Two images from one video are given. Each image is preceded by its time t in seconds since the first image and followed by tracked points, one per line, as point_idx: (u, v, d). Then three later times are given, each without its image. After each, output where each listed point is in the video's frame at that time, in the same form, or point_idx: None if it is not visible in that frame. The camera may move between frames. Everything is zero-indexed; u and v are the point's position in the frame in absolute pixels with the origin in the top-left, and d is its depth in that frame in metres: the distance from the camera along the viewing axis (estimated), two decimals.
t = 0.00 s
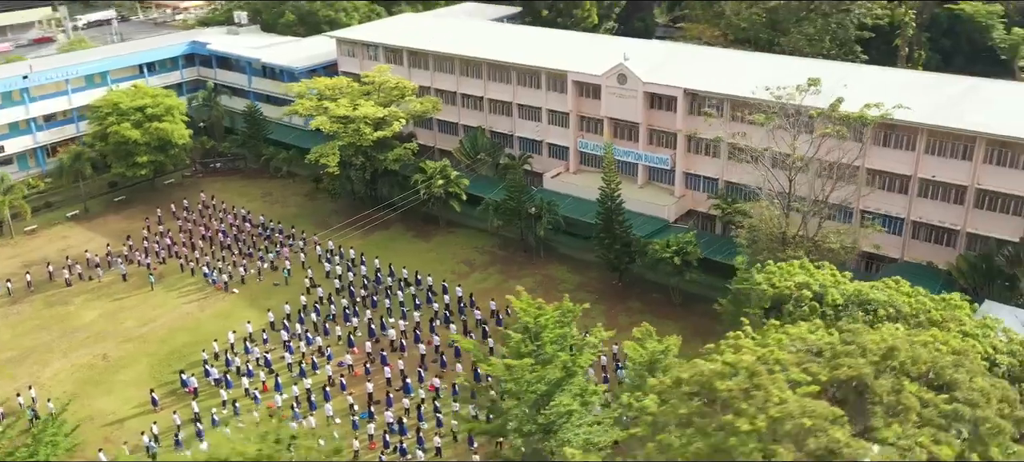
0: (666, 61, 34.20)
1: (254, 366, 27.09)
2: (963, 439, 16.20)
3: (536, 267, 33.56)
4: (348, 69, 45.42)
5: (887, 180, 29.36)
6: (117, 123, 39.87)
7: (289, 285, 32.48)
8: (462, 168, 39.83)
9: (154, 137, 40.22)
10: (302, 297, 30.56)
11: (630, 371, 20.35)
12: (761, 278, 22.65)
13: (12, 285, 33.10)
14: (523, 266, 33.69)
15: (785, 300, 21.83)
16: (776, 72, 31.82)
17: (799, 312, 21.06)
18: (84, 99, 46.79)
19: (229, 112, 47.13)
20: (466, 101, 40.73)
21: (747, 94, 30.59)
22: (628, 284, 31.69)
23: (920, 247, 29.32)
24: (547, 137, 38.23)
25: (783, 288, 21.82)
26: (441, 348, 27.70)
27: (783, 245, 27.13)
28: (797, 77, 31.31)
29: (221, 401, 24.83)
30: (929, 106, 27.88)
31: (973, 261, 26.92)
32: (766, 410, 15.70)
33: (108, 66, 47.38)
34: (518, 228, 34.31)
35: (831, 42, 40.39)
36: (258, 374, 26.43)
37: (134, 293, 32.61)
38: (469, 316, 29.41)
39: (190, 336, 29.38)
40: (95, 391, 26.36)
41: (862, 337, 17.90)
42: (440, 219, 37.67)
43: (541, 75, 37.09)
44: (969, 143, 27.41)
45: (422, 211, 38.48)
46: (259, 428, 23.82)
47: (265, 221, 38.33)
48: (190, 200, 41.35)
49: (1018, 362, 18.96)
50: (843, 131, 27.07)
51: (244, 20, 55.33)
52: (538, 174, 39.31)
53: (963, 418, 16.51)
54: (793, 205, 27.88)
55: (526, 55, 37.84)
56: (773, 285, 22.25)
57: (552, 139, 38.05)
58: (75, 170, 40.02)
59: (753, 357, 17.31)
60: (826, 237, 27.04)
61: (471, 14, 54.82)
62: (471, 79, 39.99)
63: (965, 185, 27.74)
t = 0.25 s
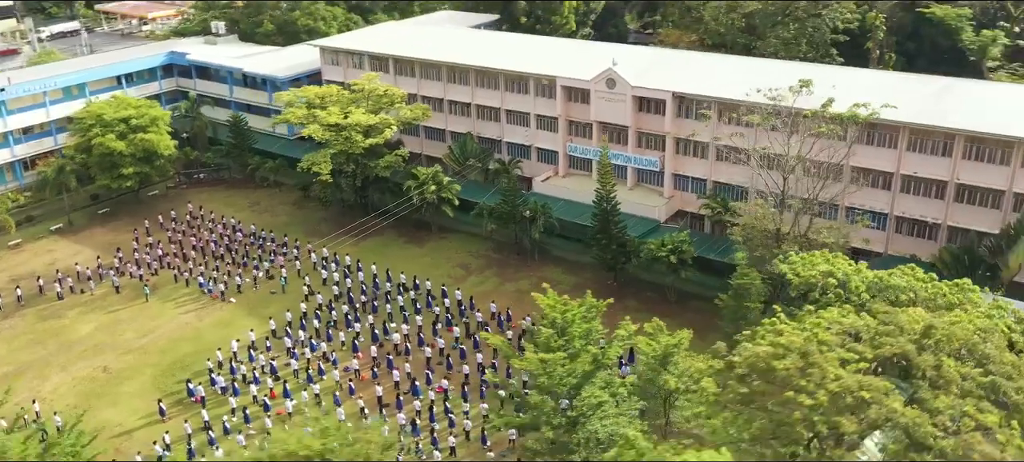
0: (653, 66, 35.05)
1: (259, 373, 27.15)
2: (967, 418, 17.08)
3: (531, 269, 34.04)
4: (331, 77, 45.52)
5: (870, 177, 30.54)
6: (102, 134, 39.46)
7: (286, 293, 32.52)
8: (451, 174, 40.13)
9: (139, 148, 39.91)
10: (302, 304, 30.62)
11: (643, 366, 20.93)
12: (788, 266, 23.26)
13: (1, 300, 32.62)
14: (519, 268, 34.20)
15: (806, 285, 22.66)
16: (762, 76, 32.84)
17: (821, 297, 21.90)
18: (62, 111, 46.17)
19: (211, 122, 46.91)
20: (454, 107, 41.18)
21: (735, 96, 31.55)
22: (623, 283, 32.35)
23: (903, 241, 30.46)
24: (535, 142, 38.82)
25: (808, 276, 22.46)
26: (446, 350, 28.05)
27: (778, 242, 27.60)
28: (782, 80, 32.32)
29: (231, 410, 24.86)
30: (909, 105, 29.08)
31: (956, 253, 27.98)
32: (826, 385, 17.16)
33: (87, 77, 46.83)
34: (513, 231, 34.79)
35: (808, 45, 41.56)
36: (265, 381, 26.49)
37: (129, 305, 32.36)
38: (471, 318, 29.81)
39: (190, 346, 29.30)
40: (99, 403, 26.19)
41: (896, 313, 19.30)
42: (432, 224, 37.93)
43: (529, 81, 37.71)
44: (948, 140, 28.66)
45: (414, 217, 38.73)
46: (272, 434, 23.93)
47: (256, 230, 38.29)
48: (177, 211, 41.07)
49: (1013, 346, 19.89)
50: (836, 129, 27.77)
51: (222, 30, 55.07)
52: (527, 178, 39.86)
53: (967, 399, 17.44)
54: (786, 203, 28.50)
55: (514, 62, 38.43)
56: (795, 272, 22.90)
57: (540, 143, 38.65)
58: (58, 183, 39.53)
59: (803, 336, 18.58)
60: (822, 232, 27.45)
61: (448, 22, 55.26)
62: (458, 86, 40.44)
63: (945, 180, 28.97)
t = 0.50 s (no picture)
0: (640, 71, 35.88)
1: (266, 381, 27.20)
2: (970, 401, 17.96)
3: (526, 271, 34.54)
4: (316, 86, 45.58)
5: (855, 175, 31.63)
6: (86, 146, 38.98)
7: (284, 302, 32.55)
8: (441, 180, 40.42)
9: (125, 160, 39.53)
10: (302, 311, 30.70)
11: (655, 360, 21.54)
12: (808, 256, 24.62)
13: None
14: (514, 271, 34.67)
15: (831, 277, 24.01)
16: (747, 79, 33.85)
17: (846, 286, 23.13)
18: (40, 123, 45.51)
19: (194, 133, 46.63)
20: (441, 114, 41.59)
21: (724, 99, 32.45)
22: (618, 283, 33.00)
23: (886, 236, 31.63)
24: (524, 147, 39.39)
25: (831, 266, 23.64)
26: (450, 353, 28.41)
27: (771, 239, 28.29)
28: (767, 83, 33.33)
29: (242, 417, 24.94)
30: (891, 105, 30.23)
31: (937, 245, 29.29)
32: (873, 364, 18.28)
33: (64, 89, 46.22)
34: (507, 235, 35.27)
35: (785, 49, 42.62)
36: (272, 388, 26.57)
37: (124, 317, 32.09)
38: (471, 321, 30.21)
39: (192, 356, 29.19)
40: (104, 416, 26.00)
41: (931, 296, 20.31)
42: (424, 230, 38.18)
43: (517, 87, 38.29)
44: (928, 138, 29.82)
45: (405, 224, 38.99)
46: (285, 440, 24.04)
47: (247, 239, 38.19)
48: (164, 222, 40.76)
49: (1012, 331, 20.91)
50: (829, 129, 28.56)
51: (199, 40, 54.71)
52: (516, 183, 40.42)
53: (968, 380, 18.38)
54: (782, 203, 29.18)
55: (501, 68, 39.00)
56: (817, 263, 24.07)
57: (529, 148, 39.25)
58: (42, 196, 38.97)
59: (841, 321, 19.73)
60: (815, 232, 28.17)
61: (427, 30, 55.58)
62: (446, 93, 40.87)
63: (926, 176, 30.13)
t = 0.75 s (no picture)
0: (627, 76, 36.72)
1: (274, 388, 27.31)
2: (970, 382, 19.02)
3: (522, 274, 35.10)
4: (300, 96, 45.64)
5: (838, 173, 32.88)
6: (71, 159, 38.49)
7: (283, 310, 32.63)
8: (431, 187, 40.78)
9: (111, 172, 39.16)
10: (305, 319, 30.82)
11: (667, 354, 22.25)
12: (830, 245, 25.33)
13: None
14: (510, 274, 35.19)
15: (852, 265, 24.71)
16: (733, 82, 34.95)
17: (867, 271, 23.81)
18: (17, 137, 44.80)
19: (177, 145, 46.30)
20: (428, 121, 42.02)
21: (711, 102, 33.49)
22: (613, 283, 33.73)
23: (869, 231, 32.92)
24: (513, 152, 40.01)
25: (851, 255, 24.39)
26: (456, 355, 28.85)
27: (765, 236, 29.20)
28: (751, 86, 34.45)
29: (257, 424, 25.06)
30: (872, 106, 31.50)
31: (919, 239, 30.65)
32: (919, 341, 19.29)
33: (41, 102, 45.58)
34: (502, 238, 35.83)
35: (762, 53, 43.75)
36: (282, 395, 26.70)
37: (121, 329, 31.85)
38: (474, 324, 30.74)
39: (195, 366, 29.13)
40: (113, 428, 25.84)
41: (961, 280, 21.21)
42: (417, 236, 38.53)
43: (506, 94, 38.92)
44: (907, 137, 31.14)
45: (397, 231, 39.25)
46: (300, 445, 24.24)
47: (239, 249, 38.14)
48: (152, 234, 40.44)
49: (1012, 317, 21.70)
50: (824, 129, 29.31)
51: (176, 51, 54.35)
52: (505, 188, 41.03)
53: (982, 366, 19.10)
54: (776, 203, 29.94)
55: (489, 75, 39.60)
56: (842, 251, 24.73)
57: (517, 153, 39.88)
58: (27, 210, 38.41)
59: (882, 303, 20.72)
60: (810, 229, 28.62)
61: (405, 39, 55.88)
62: (434, 100, 41.31)
63: (906, 173, 31.45)
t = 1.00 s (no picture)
0: (614, 82, 37.68)
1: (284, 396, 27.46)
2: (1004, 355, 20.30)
3: (517, 278, 35.71)
4: (283, 106, 45.64)
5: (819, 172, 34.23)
6: (55, 173, 37.94)
7: (283, 319, 32.71)
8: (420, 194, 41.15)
9: (96, 186, 38.69)
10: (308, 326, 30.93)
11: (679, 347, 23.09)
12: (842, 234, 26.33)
13: None
14: (505, 278, 35.77)
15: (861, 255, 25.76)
16: (717, 87, 36.17)
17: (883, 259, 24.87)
18: None
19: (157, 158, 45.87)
20: (415, 129, 42.44)
21: (698, 106, 34.62)
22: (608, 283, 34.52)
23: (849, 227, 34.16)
24: (500, 158, 40.65)
25: (869, 245, 25.21)
26: (462, 358, 29.34)
27: (758, 234, 30.37)
28: (735, 90, 35.68)
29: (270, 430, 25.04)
30: (852, 106, 32.94)
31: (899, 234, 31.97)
32: (957, 318, 20.36)
33: (16, 117, 44.80)
34: (496, 243, 36.43)
35: (737, 58, 45.11)
36: (293, 402, 26.88)
37: (119, 343, 31.57)
38: (476, 327, 31.25)
39: (200, 377, 29.07)
40: (123, 441, 25.69)
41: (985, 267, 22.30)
42: (409, 243, 38.88)
43: (494, 101, 39.58)
44: (884, 135, 32.55)
45: (388, 238, 39.54)
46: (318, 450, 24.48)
47: (231, 260, 38.02)
48: (138, 247, 40.03)
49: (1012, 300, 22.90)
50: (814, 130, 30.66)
51: (149, 63, 53.81)
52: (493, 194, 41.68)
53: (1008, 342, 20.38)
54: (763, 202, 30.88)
55: (476, 83, 40.22)
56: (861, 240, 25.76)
57: (505, 159, 40.52)
58: (9, 226, 37.72)
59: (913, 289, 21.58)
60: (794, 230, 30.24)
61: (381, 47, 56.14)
62: (420, 108, 41.76)
63: (884, 170, 32.80)
